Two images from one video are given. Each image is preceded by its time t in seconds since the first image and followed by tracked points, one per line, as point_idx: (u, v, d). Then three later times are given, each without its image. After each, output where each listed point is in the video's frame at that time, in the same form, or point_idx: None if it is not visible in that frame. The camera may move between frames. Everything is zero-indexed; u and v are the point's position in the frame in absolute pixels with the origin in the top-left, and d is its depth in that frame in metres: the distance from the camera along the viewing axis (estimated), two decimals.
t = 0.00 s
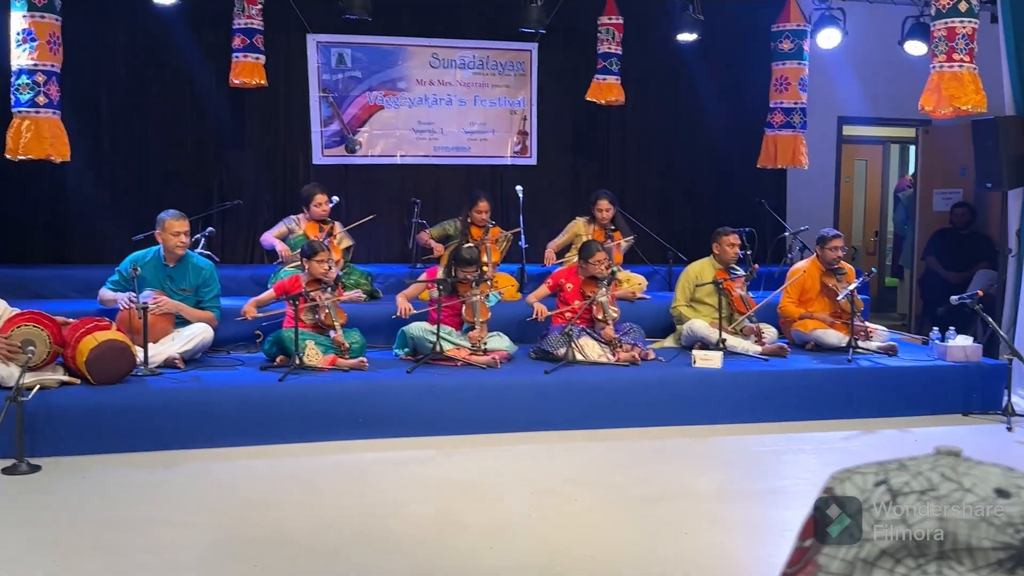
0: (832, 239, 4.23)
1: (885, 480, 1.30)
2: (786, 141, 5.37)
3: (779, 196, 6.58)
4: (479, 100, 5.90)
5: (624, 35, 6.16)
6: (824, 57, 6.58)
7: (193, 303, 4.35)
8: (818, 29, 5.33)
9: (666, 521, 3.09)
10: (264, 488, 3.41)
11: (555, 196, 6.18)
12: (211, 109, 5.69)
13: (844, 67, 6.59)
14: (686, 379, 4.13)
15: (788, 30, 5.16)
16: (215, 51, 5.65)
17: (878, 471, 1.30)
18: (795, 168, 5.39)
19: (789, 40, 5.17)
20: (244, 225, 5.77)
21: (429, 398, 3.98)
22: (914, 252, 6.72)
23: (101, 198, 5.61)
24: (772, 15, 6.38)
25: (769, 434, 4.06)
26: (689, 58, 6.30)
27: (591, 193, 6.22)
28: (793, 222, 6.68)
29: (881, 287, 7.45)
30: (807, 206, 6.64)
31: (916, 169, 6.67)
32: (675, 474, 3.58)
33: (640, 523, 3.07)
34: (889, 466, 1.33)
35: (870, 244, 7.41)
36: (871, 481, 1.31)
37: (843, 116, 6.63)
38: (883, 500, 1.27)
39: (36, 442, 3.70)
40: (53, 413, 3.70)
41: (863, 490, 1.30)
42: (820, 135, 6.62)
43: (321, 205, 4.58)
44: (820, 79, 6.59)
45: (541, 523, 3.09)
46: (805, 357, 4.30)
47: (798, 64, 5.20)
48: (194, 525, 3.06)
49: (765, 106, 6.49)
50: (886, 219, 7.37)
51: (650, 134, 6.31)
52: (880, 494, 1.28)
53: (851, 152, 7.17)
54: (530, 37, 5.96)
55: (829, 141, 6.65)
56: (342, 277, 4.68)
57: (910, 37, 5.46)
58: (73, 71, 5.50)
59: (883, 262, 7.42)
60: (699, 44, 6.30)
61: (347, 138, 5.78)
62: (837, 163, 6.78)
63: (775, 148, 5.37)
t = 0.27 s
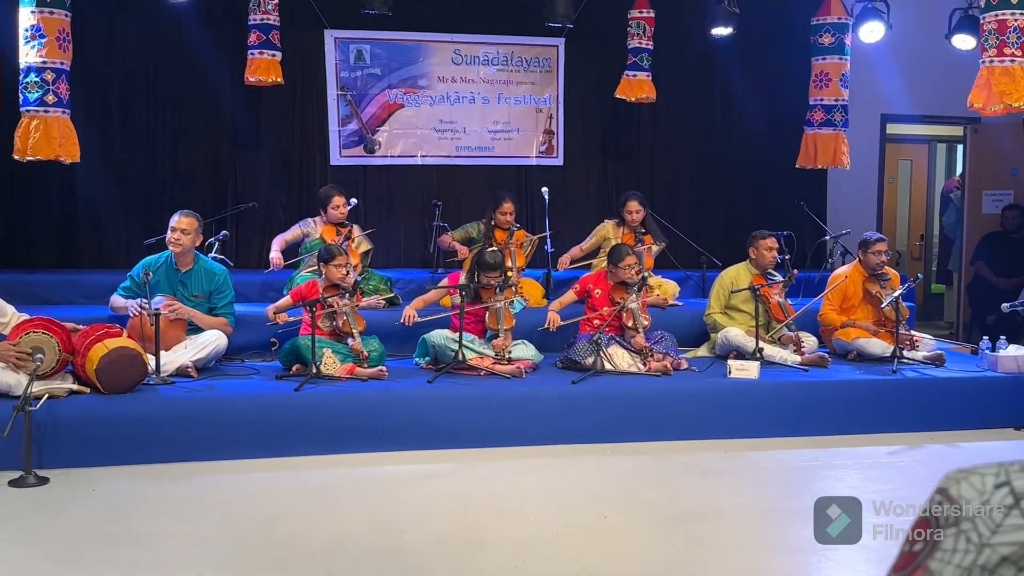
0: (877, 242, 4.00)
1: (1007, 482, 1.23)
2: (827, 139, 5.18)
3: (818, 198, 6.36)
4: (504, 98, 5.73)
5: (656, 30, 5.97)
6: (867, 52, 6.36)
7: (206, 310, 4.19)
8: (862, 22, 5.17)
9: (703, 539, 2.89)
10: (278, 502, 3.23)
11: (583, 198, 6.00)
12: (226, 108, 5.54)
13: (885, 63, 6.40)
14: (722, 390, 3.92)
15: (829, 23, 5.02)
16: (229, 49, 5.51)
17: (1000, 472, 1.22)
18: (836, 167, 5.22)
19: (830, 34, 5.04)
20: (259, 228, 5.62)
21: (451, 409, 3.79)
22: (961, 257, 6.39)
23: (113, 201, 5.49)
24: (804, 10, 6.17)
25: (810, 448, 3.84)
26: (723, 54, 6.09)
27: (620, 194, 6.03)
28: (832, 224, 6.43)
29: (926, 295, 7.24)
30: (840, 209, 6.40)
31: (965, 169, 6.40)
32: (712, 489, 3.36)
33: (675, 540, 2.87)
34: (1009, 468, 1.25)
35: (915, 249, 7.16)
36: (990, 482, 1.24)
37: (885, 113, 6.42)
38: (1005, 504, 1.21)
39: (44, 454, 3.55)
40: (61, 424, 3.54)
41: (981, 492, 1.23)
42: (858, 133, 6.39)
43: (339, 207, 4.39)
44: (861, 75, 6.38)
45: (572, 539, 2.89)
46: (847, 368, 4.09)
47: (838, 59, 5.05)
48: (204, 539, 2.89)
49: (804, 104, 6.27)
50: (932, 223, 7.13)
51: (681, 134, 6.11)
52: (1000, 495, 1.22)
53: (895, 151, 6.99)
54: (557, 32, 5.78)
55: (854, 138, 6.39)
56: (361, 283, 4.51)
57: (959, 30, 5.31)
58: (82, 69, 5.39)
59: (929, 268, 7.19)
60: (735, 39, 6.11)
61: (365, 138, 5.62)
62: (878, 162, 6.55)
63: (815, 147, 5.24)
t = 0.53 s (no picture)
0: (923, 246, 3.79)
1: (995, 519, 1.20)
2: (872, 136, 4.95)
3: (862, 200, 6.07)
4: (524, 92, 5.48)
5: (688, 21, 5.72)
6: (914, 41, 6.13)
7: (207, 318, 3.94)
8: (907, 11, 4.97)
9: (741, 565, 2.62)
10: (278, 524, 2.96)
11: (608, 199, 5.74)
12: (231, 107, 5.34)
13: (932, 54, 6.16)
14: (760, 404, 3.62)
15: (872, 12, 4.86)
16: (234, 45, 5.30)
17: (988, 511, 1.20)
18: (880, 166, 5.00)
19: (874, 23, 4.88)
20: (265, 231, 5.40)
21: (468, 423, 3.51)
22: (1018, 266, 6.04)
23: (111, 203, 5.28)
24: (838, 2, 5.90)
25: (856, 467, 3.54)
26: (762, 44, 5.84)
27: (647, 194, 5.77)
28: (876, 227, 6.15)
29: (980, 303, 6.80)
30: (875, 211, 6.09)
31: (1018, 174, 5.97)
32: (754, 511, 3.07)
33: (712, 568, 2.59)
34: (996, 505, 1.23)
35: (965, 254, 6.77)
36: (977, 521, 1.22)
37: (941, 111, 6.19)
38: (992, 543, 1.19)
39: (36, 471, 3.28)
40: (54, 439, 3.29)
41: (969, 531, 1.22)
42: (906, 129, 6.15)
43: (348, 208, 4.15)
44: (909, 67, 6.14)
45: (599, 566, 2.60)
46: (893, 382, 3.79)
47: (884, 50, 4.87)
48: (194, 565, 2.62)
49: (848, 98, 6.01)
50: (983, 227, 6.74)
51: (712, 130, 5.84)
52: (989, 534, 1.20)
53: (942, 149, 6.58)
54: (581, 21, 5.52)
55: (901, 135, 6.16)
56: (372, 289, 4.25)
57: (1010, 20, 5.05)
58: (77, 64, 5.19)
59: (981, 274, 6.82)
60: (772, 27, 5.84)
61: (377, 135, 5.39)
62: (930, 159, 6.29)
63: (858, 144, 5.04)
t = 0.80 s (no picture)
0: (960, 251, 3.60)
1: None
2: (905, 136, 4.76)
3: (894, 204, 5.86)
4: (538, 91, 5.30)
5: (712, 17, 5.54)
6: (947, 35, 5.95)
7: (208, 327, 3.76)
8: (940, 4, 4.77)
9: None
10: (277, 544, 2.76)
11: (627, 202, 5.56)
12: (234, 107, 5.19)
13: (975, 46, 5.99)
14: (790, 418, 3.40)
15: (905, 6, 4.69)
16: (236, 43, 5.15)
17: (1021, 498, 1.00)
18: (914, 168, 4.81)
19: (908, 18, 4.70)
20: (267, 236, 5.24)
21: (480, 438, 3.31)
22: None
23: (110, 208, 5.13)
24: None
25: (893, 486, 3.31)
26: (789, 40, 5.64)
27: (667, 197, 5.58)
28: (916, 233, 5.96)
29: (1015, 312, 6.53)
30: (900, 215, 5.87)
31: None
32: (788, 531, 2.85)
33: None
34: None
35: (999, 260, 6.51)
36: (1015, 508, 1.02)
37: (976, 107, 6.00)
38: None
39: (28, 487, 3.11)
40: (47, 453, 3.11)
41: (1002, 519, 1.02)
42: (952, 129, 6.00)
43: (355, 212, 3.97)
44: (947, 63, 5.96)
45: None
46: (929, 395, 3.57)
47: (919, 45, 4.68)
48: None
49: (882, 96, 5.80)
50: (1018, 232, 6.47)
51: (734, 132, 5.65)
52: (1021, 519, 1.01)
53: (982, 151, 6.11)
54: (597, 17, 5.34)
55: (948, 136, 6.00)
56: (379, 297, 4.07)
57: None
58: (73, 62, 5.04)
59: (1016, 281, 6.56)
60: (800, 20, 5.65)
61: (385, 135, 5.22)
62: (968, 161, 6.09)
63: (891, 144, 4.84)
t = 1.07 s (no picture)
0: (976, 259, 3.54)
1: None
2: (920, 143, 4.69)
3: (909, 213, 5.79)
4: (547, 97, 5.25)
5: (725, 22, 5.48)
6: (964, 42, 5.89)
7: (212, 337, 3.70)
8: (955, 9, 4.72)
9: None
10: (282, 558, 2.70)
11: (637, 210, 5.50)
12: (240, 114, 5.15)
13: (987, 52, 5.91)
14: (805, 430, 3.33)
15: (921, 11, 4.64)
16: (242, 50, 5.11)
17: None
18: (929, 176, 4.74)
19: (923, 23, 4.65)
20: (272, 244, 5.18)
21: (488, 450, 3.24)
22: None
23: (114, 216, 5.09)
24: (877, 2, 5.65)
25: (910, 499, 3.24)
26: (801, 45, 5.59)
27: (677, 206, 5.52)
28: (928, 240, 5.88)
29: None
30: (913, 223, 5.79)
31: None
32: (804, 546, 2.78)
33: None
34: None
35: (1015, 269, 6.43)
36: None
37: (991, 113, 5.92)
38: None
39: (29, 498, 3.06)
40: (49, 464, 3.06)
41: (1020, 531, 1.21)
42: (959, 134, 5.90)
43: (361, 220, 3.93)
44: (962, 69, 5.89)
45: None
46: (945, 408, 3.50)
47: (934, 51, 4.62)
48: None
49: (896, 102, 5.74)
50: None
51: (745, 139, 5.59)
52: None
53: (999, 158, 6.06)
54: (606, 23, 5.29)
55: (953, 141, 5.90)
56: (386, 306, 4.02)
57: None
58: (77, 69, 5.00)
59: None
60: (814, 25, 5.59)
61: (392, 142, 5.17)
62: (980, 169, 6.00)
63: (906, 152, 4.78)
